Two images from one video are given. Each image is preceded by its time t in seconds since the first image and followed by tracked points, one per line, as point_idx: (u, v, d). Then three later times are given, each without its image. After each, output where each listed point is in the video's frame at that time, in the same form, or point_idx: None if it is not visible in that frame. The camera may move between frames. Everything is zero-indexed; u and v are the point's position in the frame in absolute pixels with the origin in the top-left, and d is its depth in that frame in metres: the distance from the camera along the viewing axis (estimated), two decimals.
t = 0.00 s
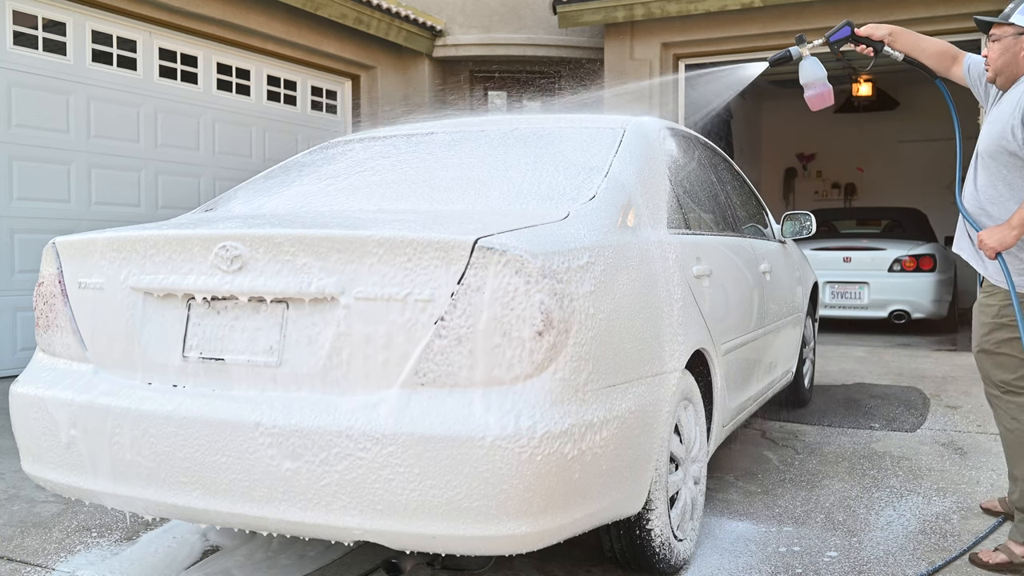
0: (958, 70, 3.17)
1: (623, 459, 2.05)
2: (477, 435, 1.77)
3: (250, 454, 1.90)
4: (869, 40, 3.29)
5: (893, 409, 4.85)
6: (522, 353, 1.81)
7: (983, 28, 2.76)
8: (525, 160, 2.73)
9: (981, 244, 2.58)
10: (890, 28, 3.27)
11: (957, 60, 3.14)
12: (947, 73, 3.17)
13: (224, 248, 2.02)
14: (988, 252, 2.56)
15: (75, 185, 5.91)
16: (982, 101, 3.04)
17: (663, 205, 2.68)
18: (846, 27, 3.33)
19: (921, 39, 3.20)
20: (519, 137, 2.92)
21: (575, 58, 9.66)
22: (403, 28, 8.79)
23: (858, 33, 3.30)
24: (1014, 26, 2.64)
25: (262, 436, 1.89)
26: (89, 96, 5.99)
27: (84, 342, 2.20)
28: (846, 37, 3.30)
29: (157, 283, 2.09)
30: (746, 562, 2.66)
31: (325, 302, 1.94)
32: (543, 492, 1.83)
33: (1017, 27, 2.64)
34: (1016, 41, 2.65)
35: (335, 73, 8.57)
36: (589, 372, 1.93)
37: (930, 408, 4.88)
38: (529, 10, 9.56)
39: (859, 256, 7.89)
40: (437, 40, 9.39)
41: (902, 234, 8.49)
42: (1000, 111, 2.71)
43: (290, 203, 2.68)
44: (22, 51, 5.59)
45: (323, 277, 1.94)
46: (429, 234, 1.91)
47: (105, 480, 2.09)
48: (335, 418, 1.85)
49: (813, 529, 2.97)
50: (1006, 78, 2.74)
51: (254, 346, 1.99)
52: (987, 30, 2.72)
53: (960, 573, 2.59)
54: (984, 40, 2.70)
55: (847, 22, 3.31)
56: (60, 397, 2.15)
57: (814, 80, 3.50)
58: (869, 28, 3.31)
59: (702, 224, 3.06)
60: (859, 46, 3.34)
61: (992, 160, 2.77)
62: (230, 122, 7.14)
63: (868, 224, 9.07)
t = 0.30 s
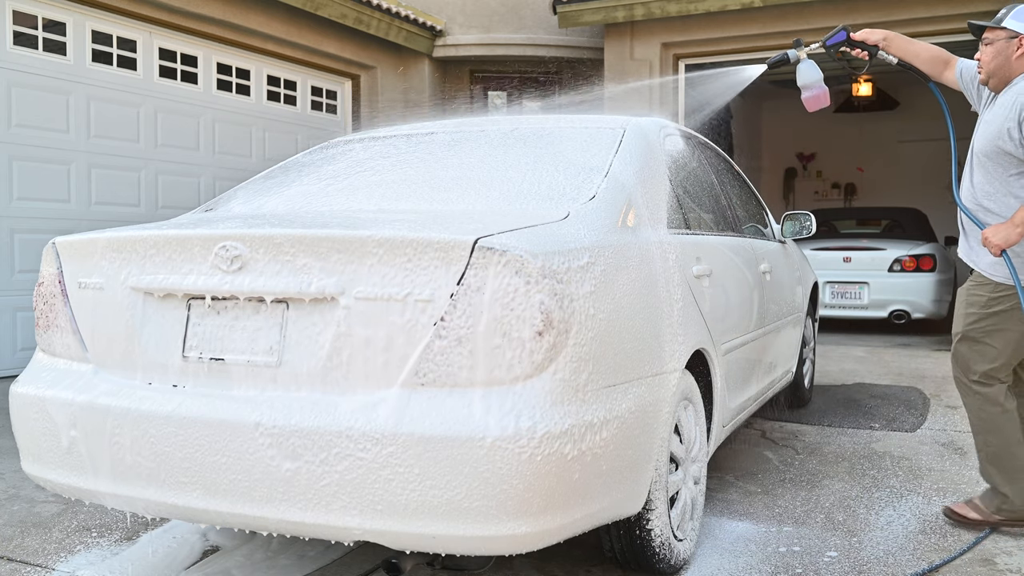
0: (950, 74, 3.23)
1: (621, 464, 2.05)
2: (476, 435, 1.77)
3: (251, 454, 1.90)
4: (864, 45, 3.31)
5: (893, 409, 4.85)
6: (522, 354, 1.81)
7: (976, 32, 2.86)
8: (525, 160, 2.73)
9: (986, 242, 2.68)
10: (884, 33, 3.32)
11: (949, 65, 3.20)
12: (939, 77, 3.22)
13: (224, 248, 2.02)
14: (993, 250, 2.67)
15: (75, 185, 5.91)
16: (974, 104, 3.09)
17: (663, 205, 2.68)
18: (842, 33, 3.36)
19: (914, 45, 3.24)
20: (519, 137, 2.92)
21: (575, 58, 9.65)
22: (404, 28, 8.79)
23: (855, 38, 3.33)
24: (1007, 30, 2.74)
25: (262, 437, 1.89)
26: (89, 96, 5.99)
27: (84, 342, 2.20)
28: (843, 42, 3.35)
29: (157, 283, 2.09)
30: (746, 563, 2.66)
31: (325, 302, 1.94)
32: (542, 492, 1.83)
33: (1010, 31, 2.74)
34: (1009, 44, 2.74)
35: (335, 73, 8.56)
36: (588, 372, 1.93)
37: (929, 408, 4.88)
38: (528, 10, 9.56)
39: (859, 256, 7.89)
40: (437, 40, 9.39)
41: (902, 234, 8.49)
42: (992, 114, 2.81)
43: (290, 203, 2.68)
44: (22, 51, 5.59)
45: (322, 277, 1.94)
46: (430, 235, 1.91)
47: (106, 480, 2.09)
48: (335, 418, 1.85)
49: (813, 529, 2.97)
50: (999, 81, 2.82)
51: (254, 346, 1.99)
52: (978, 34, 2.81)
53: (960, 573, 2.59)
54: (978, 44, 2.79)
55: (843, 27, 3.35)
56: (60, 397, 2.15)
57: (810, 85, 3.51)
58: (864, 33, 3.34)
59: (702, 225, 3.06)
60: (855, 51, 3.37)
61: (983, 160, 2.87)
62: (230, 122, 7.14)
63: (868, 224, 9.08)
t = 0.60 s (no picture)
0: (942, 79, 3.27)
1: (621, 464, 2.05)
2: (476, 435, 1.77)
3: (251, 454, 1.90)
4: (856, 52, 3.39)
5: (893, 409, 4.85)
6: (522, 355, 1.81)
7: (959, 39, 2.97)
8: (525, 160, 2.73)
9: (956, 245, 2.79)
10: (877, 40, 3.38)
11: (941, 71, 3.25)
12: (930, 83, 3.26)
13: (224, 248, 2.02)
14: (963, 251, 2.77)
15: (75, 185, 5.91)
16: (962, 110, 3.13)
17: (663, 205, 2.68)
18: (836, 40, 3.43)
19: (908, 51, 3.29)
20: (519, 137, 2.92)
21: (575, 58, 9.65)
22: (404, 28, 8.79)
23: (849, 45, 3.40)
24: (986, 36, 2.85)
25: (262, 437, 1.89)
26: (89, 96, 5.99)
27: (84, 342, 2.20)
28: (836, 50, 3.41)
29: (157, 283, 2.09)
30: (747, 563, 2.66)
31: (325, 302, 1.94)
32: (542, 493, 1.83)
33: (989, 37, 2.85)
34: (988, 50, 2.85)
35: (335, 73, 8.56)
36: (588, 372, 1.93)
37: (929, 408, 4.88)
38: (528, 10, 9.56)
39: (859, 256, 7.90)
40: (437, 40, 9.40)
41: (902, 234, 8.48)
42: (969, 119, 2.89)
43: (290, 203, 2.68)
44: (22, 51, 5.59)
45: (322, 277, 1.94)
46: (429, 235, 1.91)
47: (106, 480, 2.09)
48: (335, 419, 1.85)
49: (813, 529, 2.97)
50: (980, 85, 2.92)
51: (254, 346, 1.99)
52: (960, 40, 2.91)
53: (960, 573, 2.59)
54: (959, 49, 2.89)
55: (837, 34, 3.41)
56: (60, 397, 2.15)
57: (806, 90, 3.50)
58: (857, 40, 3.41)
59: (702, 225, 3.06)
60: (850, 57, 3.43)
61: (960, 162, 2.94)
62: (230, 122, 7.14)
63: (868, 224, 9.07)
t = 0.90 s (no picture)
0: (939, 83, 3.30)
1: (621, 463, 2.05)
2: (476, 435, 1.77)
3: (251, 455, 1.89)
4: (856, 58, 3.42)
5: (893, 409, 4.85)
6: (522, 355, 1.81)
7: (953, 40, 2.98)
8: (525, 160, 2.73)
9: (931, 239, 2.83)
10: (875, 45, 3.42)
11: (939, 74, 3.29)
12: (930, 87, 3.28)
13: (224, 248, 2.02)
14: (936, 246, 2.81)
15: (74, 185, 5.91)
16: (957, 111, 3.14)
17: (663, 205, 2.68)
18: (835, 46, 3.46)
19: (906, 56, 3.31)
20: (519, 137, 2.92)
21: (575, 58, 9.64)
22: (404, 28, 8.79)
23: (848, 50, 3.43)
24: (973, 37, 2.86)
25: (262, 437, 1.89)
26: (89, 96, 5.98)
27: (84, 342, 2.20)
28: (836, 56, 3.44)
29: (157, 283, 2.09)
30: (746, 563, 2.66)
31: (325, 302, 1.94)
32: (543, 493, 1.83)
33: (977, 38, 2.86)
34: (975, 51, 2.86)
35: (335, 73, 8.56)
36: (588, 372, 1.93)
37: (929, 408, 4.88)
38: (529, 10, 9.56)
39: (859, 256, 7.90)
40: (437, 40, 9.40)
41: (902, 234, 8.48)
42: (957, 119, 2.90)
43: (290, 203, 2.69)
44: (22, 51, 5.59)
45: (322, 277, 1.94)
46: (429, 235, 1.91)
47: (106, 480, 2.09)
48: (334, 419, 1.85)
49: (813, 529, 2.97)
50: (968, 86, 2.94)
51: (254, 346, 1.99)
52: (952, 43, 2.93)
53: (960, 573, 2.59)
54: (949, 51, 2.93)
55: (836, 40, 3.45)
56: (60, 397, 2.15)
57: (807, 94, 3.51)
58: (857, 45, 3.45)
59: (702, 225, 3.06)
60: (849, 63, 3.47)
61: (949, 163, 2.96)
62: (230, 122, 7.14)
63: (868, 224, 9.07)
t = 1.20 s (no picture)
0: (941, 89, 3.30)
1: (622, 462, 2.05)
2: (476, 435, 1.77)
3: (251, 455, 1.89)
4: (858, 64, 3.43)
5: (893, 409, 4.85)
6: (522, 355, 1.81)
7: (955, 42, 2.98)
8: (524, 159, 2.73)
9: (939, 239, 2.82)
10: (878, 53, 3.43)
11: (940, 81, 3.28)
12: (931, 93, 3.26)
13: (224, 248, 2.02)
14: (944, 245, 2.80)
15: (74, 185, 5.91)
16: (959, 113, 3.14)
17: (663, 205, 2.68)
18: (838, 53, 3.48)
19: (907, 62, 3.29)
20: (519, 137, 2.92)
21: (575, 58, 9.64)
22: (403, 28, 8.79)
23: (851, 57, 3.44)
24: (973, 40, 2.86)
25: (262, 437, 1.89)
26: (89, 96, 5.99)
27: (84, 342, 2.20)
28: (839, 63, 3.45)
29: (157, 284, 2.09)
30: (746, 563, 2.66)
31: (325, 302, 1.94)
32: (543, 493, 1.83)
33: (977, 41, 2.86)
34: (975, 54, 2.87)
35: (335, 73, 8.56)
36: (588, 372, 1.93)
37: (929, 408, 4.88)
38: (529, 10, 9.56)
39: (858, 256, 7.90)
40: (437, 40, 9.40)
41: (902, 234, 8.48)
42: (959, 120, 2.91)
43: (290, 203, 2.69)
44: (22, 51, 5.59)
45: (322, 278, 1.94)
46: (428, 236, 1.91)
47: (106, 480, 2.09)
48: (334, 420, 1.85)
49: (813, 529, 2.97)
50: (970, 87, 2.94)
51: (254, 346, 1.99)
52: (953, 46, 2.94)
53: (960, 573, 2.59)
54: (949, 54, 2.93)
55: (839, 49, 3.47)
56: (60, 398, 2.15)
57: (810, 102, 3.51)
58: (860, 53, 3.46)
59: (702, 224, 3.06)
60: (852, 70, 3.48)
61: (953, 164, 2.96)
62: (230, 122, 7.14)
63: (868, 224, 9.07)
